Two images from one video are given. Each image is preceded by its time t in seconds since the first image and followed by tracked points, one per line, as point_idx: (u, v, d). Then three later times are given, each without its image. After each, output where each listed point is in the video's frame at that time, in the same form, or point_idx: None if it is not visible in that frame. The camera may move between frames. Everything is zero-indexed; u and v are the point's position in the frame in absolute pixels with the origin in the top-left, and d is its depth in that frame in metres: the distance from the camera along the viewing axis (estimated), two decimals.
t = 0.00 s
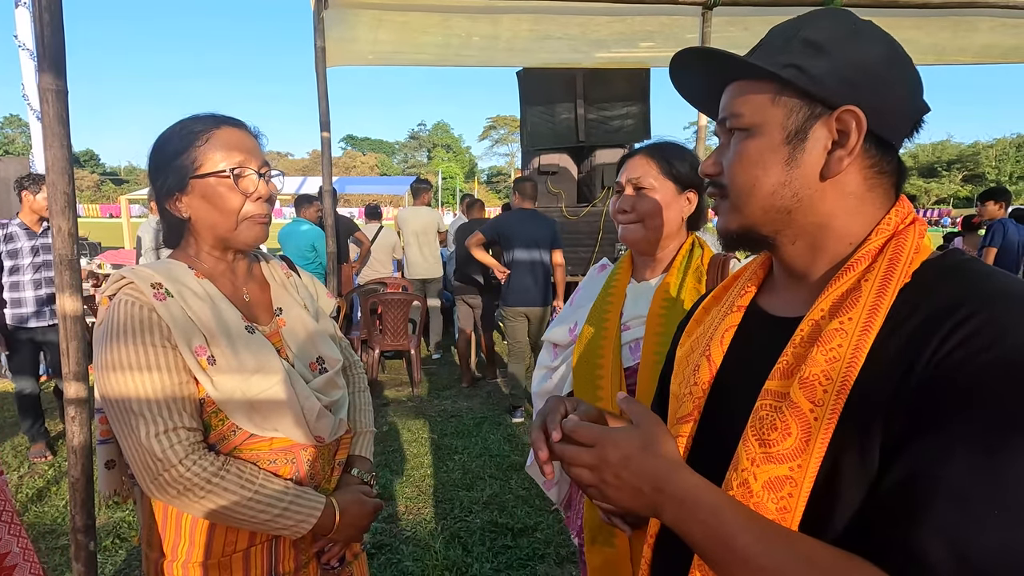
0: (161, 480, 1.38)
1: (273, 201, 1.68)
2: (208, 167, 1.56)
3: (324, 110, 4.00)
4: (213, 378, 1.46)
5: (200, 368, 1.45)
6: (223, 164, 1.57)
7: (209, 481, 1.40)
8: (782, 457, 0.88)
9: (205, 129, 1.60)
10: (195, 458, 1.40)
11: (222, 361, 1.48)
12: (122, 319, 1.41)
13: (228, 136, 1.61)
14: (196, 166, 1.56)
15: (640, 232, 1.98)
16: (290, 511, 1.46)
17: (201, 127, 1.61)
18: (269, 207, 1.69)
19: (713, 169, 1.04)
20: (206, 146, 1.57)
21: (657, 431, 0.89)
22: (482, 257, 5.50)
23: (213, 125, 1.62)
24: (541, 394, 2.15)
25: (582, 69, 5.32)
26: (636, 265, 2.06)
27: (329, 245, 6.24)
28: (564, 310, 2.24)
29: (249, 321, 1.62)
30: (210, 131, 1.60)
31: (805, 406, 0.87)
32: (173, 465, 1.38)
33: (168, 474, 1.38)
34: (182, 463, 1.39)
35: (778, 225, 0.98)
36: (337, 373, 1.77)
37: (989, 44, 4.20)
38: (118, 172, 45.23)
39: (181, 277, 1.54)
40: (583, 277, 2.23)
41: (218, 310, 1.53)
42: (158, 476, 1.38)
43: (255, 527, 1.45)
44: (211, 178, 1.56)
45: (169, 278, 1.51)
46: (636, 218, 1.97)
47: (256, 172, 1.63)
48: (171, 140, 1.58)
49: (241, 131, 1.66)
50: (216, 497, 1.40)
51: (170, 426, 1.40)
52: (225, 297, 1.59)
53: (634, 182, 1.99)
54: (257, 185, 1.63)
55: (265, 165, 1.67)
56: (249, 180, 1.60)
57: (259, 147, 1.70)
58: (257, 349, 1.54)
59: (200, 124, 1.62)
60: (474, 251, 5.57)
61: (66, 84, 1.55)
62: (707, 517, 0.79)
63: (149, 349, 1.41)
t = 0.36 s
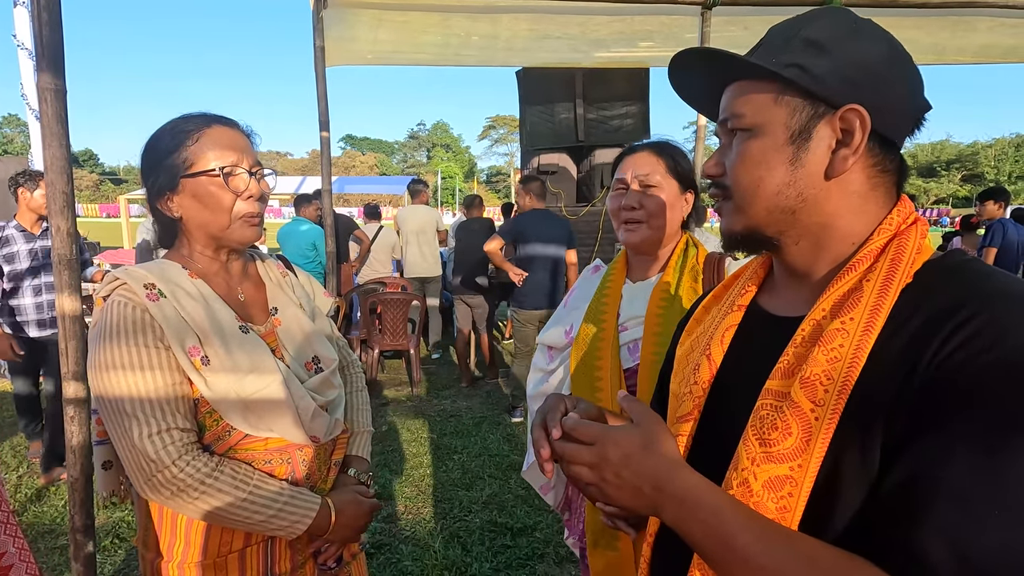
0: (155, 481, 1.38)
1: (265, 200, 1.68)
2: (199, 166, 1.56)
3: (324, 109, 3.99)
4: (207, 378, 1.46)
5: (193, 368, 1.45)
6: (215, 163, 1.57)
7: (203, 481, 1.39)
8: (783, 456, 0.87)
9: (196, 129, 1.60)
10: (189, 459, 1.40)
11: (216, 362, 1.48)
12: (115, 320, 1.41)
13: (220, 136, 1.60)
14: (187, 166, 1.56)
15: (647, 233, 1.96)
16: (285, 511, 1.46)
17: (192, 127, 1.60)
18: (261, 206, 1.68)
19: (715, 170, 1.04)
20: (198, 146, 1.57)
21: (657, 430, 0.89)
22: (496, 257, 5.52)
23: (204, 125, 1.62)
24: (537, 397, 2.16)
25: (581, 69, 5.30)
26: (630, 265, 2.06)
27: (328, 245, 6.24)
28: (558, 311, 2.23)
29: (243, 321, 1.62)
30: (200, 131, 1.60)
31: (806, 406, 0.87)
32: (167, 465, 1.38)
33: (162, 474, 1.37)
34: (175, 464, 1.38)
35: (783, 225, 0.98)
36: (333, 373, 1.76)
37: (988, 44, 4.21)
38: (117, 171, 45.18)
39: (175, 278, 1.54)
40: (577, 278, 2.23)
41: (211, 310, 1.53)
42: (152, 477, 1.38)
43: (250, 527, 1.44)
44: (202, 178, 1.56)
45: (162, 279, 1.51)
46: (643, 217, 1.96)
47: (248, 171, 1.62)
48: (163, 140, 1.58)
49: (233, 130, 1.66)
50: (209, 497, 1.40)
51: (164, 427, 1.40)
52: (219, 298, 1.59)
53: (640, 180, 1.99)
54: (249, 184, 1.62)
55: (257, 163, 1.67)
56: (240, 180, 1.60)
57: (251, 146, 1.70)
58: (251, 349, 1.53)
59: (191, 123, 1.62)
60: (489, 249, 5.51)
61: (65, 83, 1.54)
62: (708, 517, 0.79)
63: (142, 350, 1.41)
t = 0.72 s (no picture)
0: (149, 482, 1.38)
1: (260, 200, 1.68)
2: (194, 168, 1.56)
3: (322, 109, 3.99)
4: (201, 378, 1.46)
5: (188, 369, 1.45)
6: (210, 164, 1.57)
7: (198, 482, 1.39)
8: (780, 456, 0.87)
9: (188, 131, 1.60)
10: (183, 460, 1.40)
11: (211, 363, 1.47)
12: (109, 321, 1.41)
13: (213, 136, 1.60)
14: (181, 169, 1.55)
15: (653, 237, 1.96)
16: (281, 512, 1.46)
17: (185, 128, 1.60)
18: (256, 206, 1.69)
19: (717, 172, 1.01)
20: (190, 147, 1.56)
21: (655, 429, 0.89)
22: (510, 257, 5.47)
23: (197, 127, 1.61)
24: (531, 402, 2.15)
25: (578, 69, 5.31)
26: (624, 266, 2.06)
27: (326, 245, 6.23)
28: (548, 314, 2.23)
29: (238, 322, 1.61)
30: (193, 132, 1.59)
31: (803, 406, 0.87)
32: (161, 466, 1.38)
33: (157, 475, 1.37)
34: (169, 464, 1.38)
35: (785, 227, 0.98)
36: (328, 373, 1.76)
37: (984, 44, 4.23)
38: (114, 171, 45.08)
39: (169, 279, 1.53)
40: (567, 280, 2.23)
41: (206, 311, 1.53)
42: (146, 478, 1.38)
43: (245, 529, 1.44)
44: (197, 180, 1.56)
45: (157, 280, 1.51)
46: (651, 221, 1.96)
47: (242, 171, 1.62)
48: (155, 141, 1.57)
49: (225, 130, 1.66)
50: (204, 499, 1.40)
51: (158, 428, 1.39)
52: (214, 299, 1.59)
53: (648, 183, 1.98)
54: (243, 184, 1.62)
55: (251, 163, 1.67)
56: (235, 180, 1.60)
57: (244, 146, 1.70)
58: (246, 350, 1.53)
59: (183, 124, 1.61)
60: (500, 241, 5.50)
61: (61, 84, 1.54)
62: (707, 517, 0.79)
63: (136, 350, 1.40)
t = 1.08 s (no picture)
0: (144, 480, 1.38)
1: (258, 202, 1.67)
2: (191, 169, 1.56)
3: (321, 108, 3.98)
4: (197, 378, 1.46)
5: (184, 369, 1.44)
6: (208, 166, 1.57)
7: (192, 481, 1.39)
8: (771, 453, 0.88)
9: (187, 131, 1.59)
10: (178, 459, 1.40)
11: (206, 362, 1.47)
12: (106, 321, 1.41)
13: (212, 137, 1.60)
14: (178, 169, 1.55)
15: (647, 239, 1.96)
16: (276, 512, 1.45)
17: (184, 129, 1.60)
18: (254, 208, 1.68)
19: (716, 176, 1.01)
20: (189, 148, 1.56)
21: (651, 426, 0.89)
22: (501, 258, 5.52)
23: (195, 127, 1.61)
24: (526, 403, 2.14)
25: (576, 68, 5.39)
26: (618, 266, 2.06)
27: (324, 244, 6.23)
28: (543, 315, 2.23)
29: (235, 322, 1.61)
30: (192, 132, 1.59)
31: (795, 404, 0.87)
32: (156, 465, 1.37)
33: (152, 474, 1.37)
34: (165, 463, 1.38)
35: (786, 228, 0.98)
36: (324, 373, 1.76)
37: (981, 45, 4.24)
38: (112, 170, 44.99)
39: (165, 279, 1.53)
40: (562, 281, 2.23)
41: (203, 311, 1.53)
42: (142, 476, 1.38)
43: (241, 528, 1.44)
44: (194, 181, 1.56)
45: (153, 280, 1.51)
46: (646, 222, 1.96)
47: (240, 173, 1.62)
48: (154, 140, 1.58)
49: (224, 131, 1.66)
50: (199, 498, 1.39)
51: (153, 427, 1.39)
52: (211, 298, 1.59)
53: (644, 184, 1.98)
54: (241, 186, 1.61)
55: (249, 165, 1.66)
56: (233, 181, 1.59)
57: (243, 147, 1.70)
58: (243, 350, 1.53)
59: (182, 124, 1.61)
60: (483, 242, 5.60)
61: (58, 83, 1.54)
62: (701, 516, 0.79)
63: (132, 350, 1.40)
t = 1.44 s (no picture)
0: (140, 477, 1.37)
1: (252, 202, 1.67)
2: (187, 169, 1.55)
3: (319, 108, 3.97)
4: (192, 376, 1.45)
5: (179, 366, 1.44)
6: (202, 166, 1.56)
7: (189, 477, 1.38)
8: (764, 449, 0.87)
9: (182, 130, 1.59)
10: (175, 455, 1.39)
11: (202, 360, 1.46)
12: (101, 318, 1.40)
13: (207, 137, 1.60)
14: (173, 170, 1.54)
15: (642, 233, 1.95)
16: (273, 509, 1.44)
17: (180, 129, 1.59)
18: (249, 207, 1.68)
19: (775, 159, 0.93)
20: (184, 148, 1.55)
21: (645, 424, 0.88)
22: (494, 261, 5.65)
23: (190, 126, 1.60)
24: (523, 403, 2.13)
25: (575, 67, 5.34)
26: (615, 265, 2.06)
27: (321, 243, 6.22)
28: (540, 315, 2.23)
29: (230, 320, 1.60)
30: (187, 132, 1.59)
31: (787, 400, 0.87)
32: (152, 462, 1.36)
33: (147, 471, 1.36)
34: (160, 460, 1.37)
35: (829, 225, 0.95)
36: (320, 371, 1.75)
37: (978, 44, 4.24)
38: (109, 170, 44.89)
39: (162, 276, 1.53)
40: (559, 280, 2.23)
41: (199, 309, 1.52)
42: (137, 473, 1.37)
43: (237, 525, 1.43)
44: (188, 181, 1.55)
45: (149, 277, 1.50)
46: (641, 218, 1.95)
47: (235, 172, 1.61)
48: (150, 139, 1.56)
49: (219, 131, 1.65)
50: (196, 494, 1.39)
51: (149, 424, 1.38)
52: (207, 296, 1.58)
53: (638, 180, 1.97)
54: (236, 186, 1.61)
55: (245, 165, 1.66)
56: (228, 181, 1.58)
57: (238, 147, 1.69)
58: (238, 348, 1.53)
59: (177, 124, 1.60)
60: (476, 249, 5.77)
61: (54, 82, 1.53)
62: (694, 514, 0.79)
63: (127, 347, 1.40)
